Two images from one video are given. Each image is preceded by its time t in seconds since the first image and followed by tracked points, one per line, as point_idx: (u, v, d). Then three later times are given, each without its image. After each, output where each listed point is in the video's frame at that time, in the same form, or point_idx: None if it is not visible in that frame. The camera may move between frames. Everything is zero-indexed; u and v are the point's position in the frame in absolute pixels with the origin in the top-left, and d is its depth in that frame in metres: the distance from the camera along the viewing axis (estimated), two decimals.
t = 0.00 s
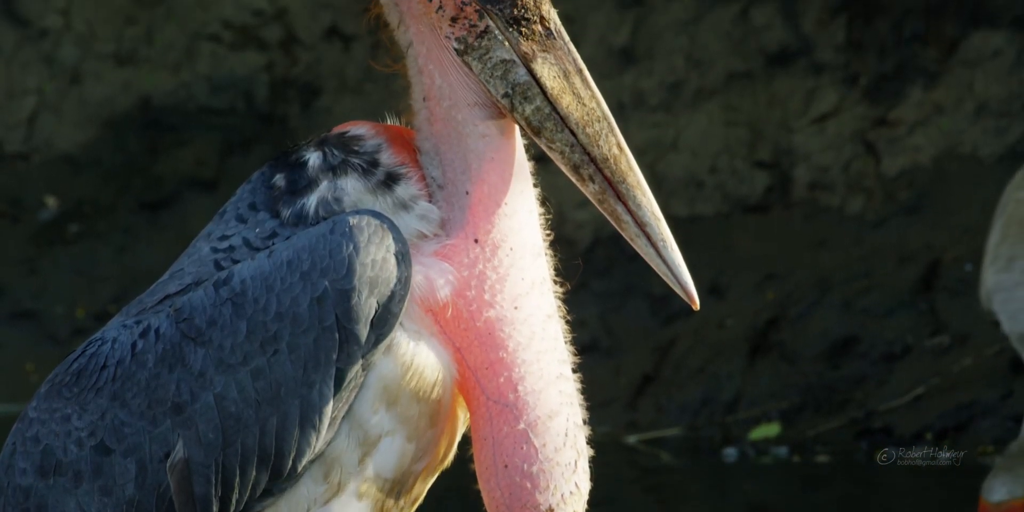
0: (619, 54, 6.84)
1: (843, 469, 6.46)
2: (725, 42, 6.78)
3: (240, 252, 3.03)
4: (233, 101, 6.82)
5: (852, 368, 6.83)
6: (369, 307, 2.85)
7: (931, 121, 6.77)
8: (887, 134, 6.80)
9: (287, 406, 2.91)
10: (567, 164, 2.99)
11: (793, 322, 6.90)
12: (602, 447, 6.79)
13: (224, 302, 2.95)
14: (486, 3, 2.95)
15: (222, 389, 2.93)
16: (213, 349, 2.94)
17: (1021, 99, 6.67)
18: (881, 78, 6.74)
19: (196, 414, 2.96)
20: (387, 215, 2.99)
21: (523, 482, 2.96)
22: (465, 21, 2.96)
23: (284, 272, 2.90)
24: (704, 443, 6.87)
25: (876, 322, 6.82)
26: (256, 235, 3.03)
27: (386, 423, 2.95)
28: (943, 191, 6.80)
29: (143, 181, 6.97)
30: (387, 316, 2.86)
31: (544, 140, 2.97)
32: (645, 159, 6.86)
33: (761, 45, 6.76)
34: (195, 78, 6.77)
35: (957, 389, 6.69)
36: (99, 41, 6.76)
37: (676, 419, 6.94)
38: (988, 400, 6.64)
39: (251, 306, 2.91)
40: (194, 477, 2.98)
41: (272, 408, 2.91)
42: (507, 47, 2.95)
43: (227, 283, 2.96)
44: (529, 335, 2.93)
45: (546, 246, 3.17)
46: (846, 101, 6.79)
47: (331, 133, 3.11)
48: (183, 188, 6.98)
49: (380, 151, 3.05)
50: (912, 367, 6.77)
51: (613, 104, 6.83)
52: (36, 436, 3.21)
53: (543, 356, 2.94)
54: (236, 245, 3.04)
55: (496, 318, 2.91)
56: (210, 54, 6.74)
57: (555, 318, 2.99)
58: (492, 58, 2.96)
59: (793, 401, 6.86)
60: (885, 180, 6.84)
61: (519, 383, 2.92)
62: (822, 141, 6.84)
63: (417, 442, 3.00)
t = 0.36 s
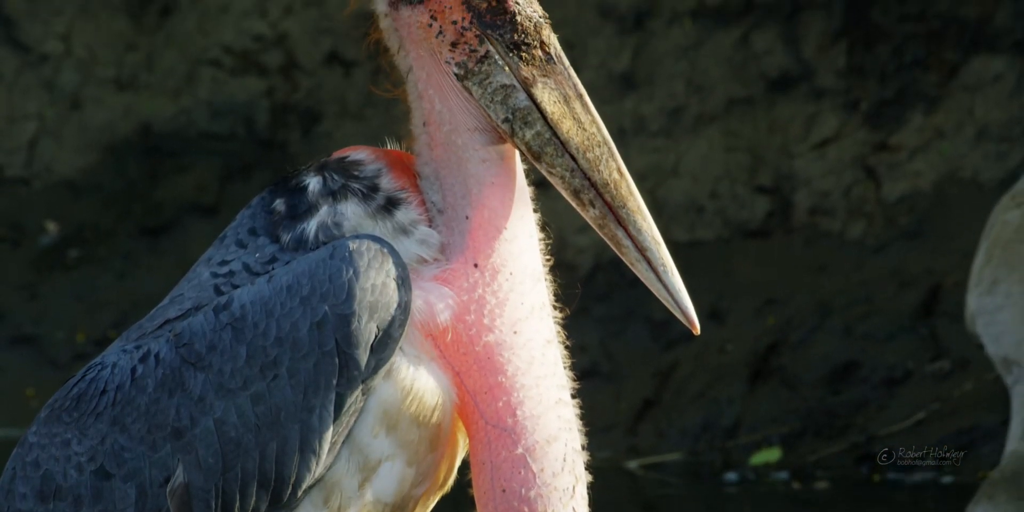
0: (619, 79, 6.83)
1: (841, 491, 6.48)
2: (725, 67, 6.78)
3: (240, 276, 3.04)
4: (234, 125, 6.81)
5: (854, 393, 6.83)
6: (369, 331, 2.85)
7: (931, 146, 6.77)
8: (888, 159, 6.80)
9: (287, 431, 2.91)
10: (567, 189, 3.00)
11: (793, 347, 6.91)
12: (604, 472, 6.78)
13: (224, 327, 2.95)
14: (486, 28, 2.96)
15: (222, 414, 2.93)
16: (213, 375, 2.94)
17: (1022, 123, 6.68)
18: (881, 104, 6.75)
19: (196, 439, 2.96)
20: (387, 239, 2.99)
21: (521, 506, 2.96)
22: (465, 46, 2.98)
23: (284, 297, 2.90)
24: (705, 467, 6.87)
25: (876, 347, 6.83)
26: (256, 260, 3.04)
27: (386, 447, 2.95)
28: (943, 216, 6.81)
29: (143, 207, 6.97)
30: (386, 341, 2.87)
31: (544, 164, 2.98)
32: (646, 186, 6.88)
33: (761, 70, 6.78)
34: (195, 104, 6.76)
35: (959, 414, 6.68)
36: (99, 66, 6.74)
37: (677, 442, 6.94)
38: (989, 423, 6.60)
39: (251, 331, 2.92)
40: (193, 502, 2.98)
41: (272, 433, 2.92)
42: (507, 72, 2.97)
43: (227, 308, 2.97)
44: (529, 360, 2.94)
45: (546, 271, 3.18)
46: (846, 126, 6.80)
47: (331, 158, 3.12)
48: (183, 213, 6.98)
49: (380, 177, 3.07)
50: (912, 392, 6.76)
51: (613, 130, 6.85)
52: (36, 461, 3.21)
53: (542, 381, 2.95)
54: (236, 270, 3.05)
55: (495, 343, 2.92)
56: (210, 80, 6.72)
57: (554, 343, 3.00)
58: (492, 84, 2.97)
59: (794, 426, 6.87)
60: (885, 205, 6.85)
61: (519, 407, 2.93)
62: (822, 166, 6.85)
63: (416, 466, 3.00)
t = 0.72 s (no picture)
0: (619, 103, 6.84)
1: None
2: (725, 90, 6.79)
3: (240, 300, 3.04)
4: (235, 149, 6.81)
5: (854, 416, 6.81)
6: (369, 355, 2.85)
7: (931, 170, 6.77)
8: (888, 183, 6.81)
9: (286, 455, 2.91)
10: (568, 213, 3.01)
11: (794, 370, 6.90)
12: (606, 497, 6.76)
13: (224, 351, 2.95)
14: (486, 52, 2.97)
15: (222, 437, 2.93)
16: (213, 398, 2.94)
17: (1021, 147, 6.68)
18: (881, 127, 6.76)
19: (196, 462, 2.96)
20: (387, 263, 3.00)
21: None
22: (465, 70, 2.99)
23: (284, 320, 2.91)
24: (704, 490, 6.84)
25: (876, 370, 6.82)
26: (256, 283, 3.04)
27: (386, 471, 2.95)
28: (944, 240, 6.81)
29: (143, 230, 6.96)
30: (386, 365, 2.87)
31: (545, 189, 2.99)
32: (646, 209, 6.90)
33: (762, 93, 6.79)
34: (196, 127, 6.76)
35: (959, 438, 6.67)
36: (100, 90, 6.74)
37: (677, 465, 6.92)
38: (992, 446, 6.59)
39: (251, 354, 2.92)
40: None
41: (272, 456, 2.91)
42: (507, 96, 2.98)
43: (227, 331, 2.97)
44: (529, 384, 2.95)
45: (547, 295, 3.19)
46: (846, 150, 6.79)
47: (331, 182, 3.13)
48: (183, 237, 6.99)
49: (380, 200, 3.07)
50: (913, 416, 6.75)
51: (613, 154, 6.86)
52: (36, 484, 3.22)
53: (542, 405, 2.96)
54: (236, 293, 3.06)
55: (495, 367, 2.93)
56: (211, 104, 6.73)
57: (554, 367, 3.01)
58: (492, 107, 2.99)
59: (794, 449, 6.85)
60: (886, 229, 6.84)
61: (519, 431, 2.94)
62: (822, 191, 6.85)
63: (416, 490, 3.00)
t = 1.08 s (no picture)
0: (620, 125, 6.66)
1: None
2: (725, 112, 6.70)
3: (240, 321, 3.05)
4: (235, 171, 6.79)
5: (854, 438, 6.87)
6: (369, 377, 2.85)
7: (931, 192, 6.87)
8: (888, 205, 6.87)
9: (286, 476, 2.91)
10: (568, 236, 3.01)
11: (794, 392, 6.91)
12: None
13: (224, 372, 2.95)
14: (487, 74, 2.98)
15: (222, 459, 2.93)
16: (213, 419, 2.94)
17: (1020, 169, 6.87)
18: (881, 149, 6.79)
19: (195, 484, 2.96)
20: (387, 285, 3.00)
21: None
22: (465, 92, 3.00)
23: (284, 342, 2.91)
24: None
25: (876, 392, 6.90)
26: (256, 305, 3.05)
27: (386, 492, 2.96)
28: (943, 261, 6.94)
29: (143, 253, 6.91)
30: (387, 387, 2.87)
31: (545, 211, 2.99)
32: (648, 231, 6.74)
33: (761, 116, 6.71)
34: (196, 149, 6.71)
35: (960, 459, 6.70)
36: (100, 111, 6.62)
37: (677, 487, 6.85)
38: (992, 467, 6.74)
39: (251, 376, 2.92)
40: None
41: (272, 478, 2.91)
42: (508, 118, 2.99)
43: (227, 353, 2.97)
44: (529, 406, 2.96)
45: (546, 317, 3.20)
46: (846, 172, 6.81)
47: (331, 204, 3.14)
48: (184, 259, 6.94)
49: (380, 222, 3.08)
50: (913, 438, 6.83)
51: (615, 176, 6.67)
52: (35, 505, 3.23)
53: (542, 427, 2.98)
54: (236, 315, 3.06)
55: (495, 389, 2.94)
56: (211, 126, 6.68)
57: (554, 389, 3.03)
58: (493, 129, 3.00)
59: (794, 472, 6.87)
60: (886, 250, 6.91)
61: (519, 453, 2.96)
62: (822, 212, 6.86)
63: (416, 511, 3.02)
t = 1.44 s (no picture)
0: (620, 144, 6.58)
1: None
2: (726, 131, 6.66)
3: (240, 341, 3.04)
4: (235, 191, 6.73)
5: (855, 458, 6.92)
6: (369, 396, 2.84)
7: (931, 211, 6.91)
8: (888, 225, 6.89)
9: (286, 496, 2.90)
10: (569, 255, 3.01)
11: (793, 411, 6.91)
12: None
13: (224, 392, 2.95)
14: (488, 94, 2.99)
15: (221, 478, 2.93)
16: (213, 439, 2.94)
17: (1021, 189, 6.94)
18: (881, 168, 6.83)
19: (195, 504, 2.95)
20: (388, 304, 3.00)
21: None
22: (466, 111, 3.01)
23: (284, 362, 2.90)
24: None
25: (876, 412, 6.93)
26: (256, 324, 3.05)
27: None
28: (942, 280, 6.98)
29: (143, 272, 6.83)
30: (387, 407, 2.87)
31: (546, 230, 2.99)
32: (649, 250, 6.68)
33: (761, 135, 6.70)
34: (196, 169, 6.66)
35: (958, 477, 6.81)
36: (100, 132, 6.53)
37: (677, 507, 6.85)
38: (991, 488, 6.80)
39: (251, 396, 2.91)
40: None
41: (272, 498, 2.90)
42: (508, 137, 2.99)
43: (227, 373, 2.97)
44: (529, 425, 2.98)
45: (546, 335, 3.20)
46: (846, 191, 6.83)
47: (331, 224, 3.15)
48: (184, 279, 6.87)
49: (380, 242, 3.09)
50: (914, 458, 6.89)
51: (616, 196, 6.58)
52: None
53: (542, 446, 3.00)
54: (236, 334, 3.06)
55: (496, 408, 2.94)
56: (211, 145, 6.63)
57: (554, 408, 3.04)
58: (494, 149, 3.00)
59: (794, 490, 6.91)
60: (886, 270, 6.94)
61: (519, 472, 2.97)
62: (823, 232, 6.86)
63: None
